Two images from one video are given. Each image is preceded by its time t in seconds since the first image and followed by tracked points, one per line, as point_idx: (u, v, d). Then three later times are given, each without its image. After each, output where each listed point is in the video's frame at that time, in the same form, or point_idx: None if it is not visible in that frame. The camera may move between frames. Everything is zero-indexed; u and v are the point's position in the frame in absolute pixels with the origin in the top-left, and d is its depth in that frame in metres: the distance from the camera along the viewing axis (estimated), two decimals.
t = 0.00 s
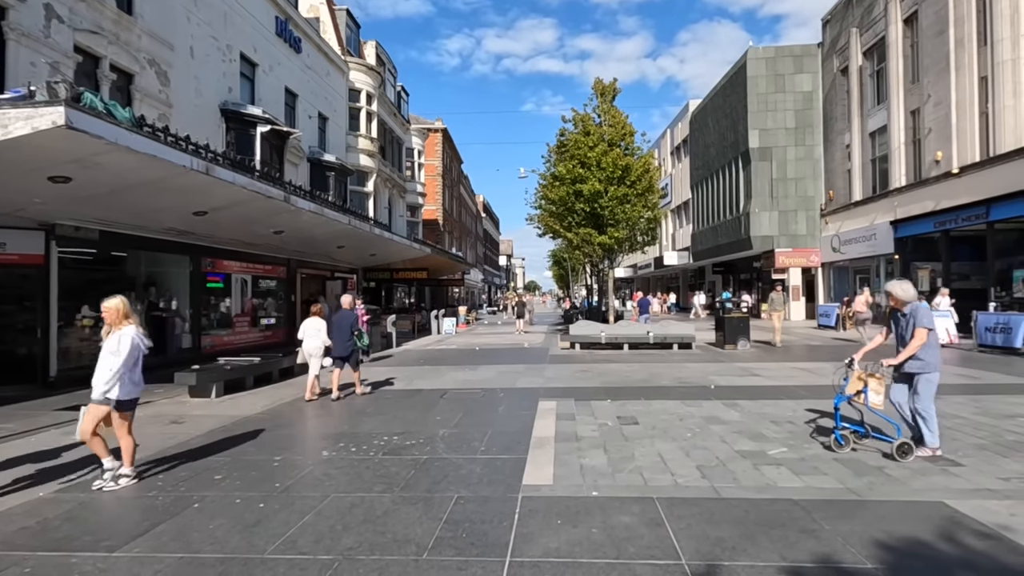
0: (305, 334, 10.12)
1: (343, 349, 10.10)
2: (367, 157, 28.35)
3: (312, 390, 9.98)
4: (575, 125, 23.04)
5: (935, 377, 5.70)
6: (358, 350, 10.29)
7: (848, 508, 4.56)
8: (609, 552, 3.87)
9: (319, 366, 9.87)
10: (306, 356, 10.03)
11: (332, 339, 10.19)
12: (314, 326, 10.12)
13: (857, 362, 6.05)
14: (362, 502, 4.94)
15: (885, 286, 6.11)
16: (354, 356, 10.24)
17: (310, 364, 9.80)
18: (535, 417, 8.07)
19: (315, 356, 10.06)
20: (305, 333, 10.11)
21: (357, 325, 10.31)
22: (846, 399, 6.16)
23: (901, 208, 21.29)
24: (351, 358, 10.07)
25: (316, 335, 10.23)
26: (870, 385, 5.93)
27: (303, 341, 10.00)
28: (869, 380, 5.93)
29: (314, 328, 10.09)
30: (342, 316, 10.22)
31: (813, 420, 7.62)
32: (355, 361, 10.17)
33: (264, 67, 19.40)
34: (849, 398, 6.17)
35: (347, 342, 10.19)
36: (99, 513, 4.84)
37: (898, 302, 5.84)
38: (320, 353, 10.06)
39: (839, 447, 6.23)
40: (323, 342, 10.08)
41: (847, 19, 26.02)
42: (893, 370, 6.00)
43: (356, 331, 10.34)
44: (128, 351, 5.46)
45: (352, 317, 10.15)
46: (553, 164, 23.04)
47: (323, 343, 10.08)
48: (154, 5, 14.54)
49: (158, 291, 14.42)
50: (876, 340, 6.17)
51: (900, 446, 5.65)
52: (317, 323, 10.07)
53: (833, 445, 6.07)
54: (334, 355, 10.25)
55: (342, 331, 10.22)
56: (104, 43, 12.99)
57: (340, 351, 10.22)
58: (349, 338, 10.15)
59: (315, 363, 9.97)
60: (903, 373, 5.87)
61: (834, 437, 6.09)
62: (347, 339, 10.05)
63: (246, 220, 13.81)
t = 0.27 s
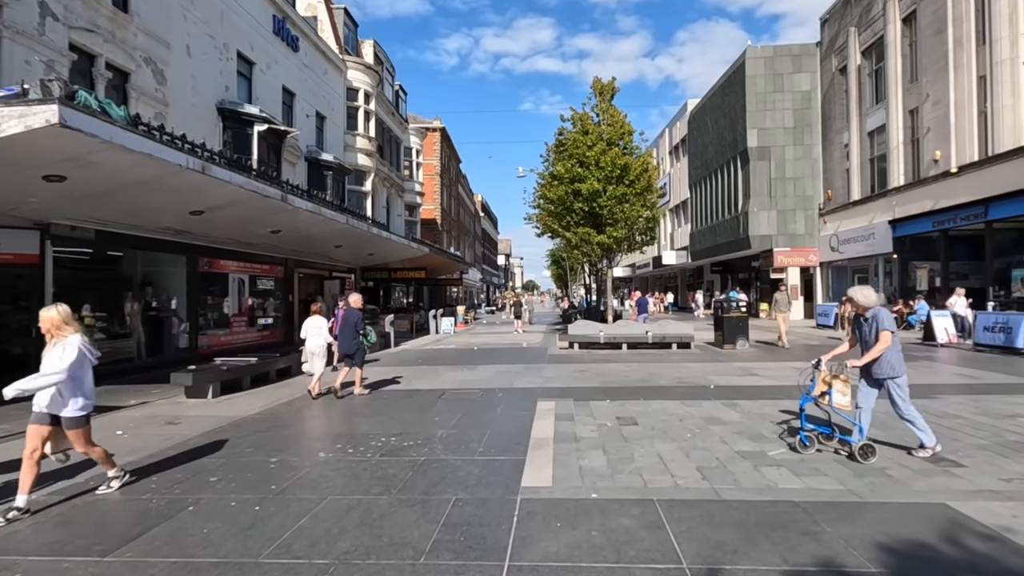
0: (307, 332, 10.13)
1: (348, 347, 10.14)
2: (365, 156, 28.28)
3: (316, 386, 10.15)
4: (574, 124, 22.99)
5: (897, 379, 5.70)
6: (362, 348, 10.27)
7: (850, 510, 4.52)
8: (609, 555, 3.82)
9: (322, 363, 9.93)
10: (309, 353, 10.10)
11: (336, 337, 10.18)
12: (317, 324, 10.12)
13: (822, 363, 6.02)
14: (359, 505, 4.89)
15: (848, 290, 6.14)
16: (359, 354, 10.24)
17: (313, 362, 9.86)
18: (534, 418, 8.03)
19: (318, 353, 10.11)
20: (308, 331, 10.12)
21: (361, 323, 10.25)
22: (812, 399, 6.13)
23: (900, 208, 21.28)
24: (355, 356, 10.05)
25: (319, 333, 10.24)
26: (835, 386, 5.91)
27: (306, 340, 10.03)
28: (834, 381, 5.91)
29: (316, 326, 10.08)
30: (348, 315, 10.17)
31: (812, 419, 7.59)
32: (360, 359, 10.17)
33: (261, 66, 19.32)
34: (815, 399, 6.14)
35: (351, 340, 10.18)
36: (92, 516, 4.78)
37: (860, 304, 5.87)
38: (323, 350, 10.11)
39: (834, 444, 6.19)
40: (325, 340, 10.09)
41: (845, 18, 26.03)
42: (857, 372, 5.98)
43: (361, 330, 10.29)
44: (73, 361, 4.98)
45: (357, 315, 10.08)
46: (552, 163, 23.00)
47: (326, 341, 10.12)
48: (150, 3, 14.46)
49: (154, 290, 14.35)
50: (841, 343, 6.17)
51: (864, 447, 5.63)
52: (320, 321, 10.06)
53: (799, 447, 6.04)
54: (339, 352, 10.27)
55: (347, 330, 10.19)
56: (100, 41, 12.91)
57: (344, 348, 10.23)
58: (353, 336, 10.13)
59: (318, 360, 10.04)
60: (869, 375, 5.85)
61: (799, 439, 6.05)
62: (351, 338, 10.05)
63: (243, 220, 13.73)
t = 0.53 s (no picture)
0: (310, 331, 10.36)
1: (350, 346, 10.24)
2: (363, 155, 28.21)
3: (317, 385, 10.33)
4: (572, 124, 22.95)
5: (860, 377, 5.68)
6: (365, 347, 10.30)
7: (851, 512, 4.48)
8: (608, 558, 3.78)
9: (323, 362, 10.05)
10: (311, 352, 10.26)
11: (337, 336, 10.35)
12: (318, 323, 10.37)
13: (789, 364, 5.95)
14: (355, 507, 4.84)
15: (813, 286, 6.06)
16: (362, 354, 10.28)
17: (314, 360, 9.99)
18: (533, 418, 7.98)
19: (319, 352, 10.27)
20: (310, 330, 10.35)
21: (364, 322, 10.29)
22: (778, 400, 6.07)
23: (898, 207, 21.28)
24: (359, 355, 10.06)
25: (321, 333, 10.45)
26: (800, 387, 5.85)
27: (307, 338, 10.27)
28: (799, 382, 5.84)
29: (317, 325, 10.31)
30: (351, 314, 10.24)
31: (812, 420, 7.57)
32: (362, 358, 10.12)
33: (258, 65, 19.25)
34: (781, 399, 6.09)
35: (353, 340, 10.24)
36: (84, 519, 4.72)
37: (824, 302, 5.79)
38: (324, 349, 10.27)
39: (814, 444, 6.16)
40: (326, 339, 10.28)
41: (843, 18, 26.05)
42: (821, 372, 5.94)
43: (363, 329, 10.34)
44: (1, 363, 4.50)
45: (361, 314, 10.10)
46: (550, 162, 22.95)
47: (327, 340, 10.31)
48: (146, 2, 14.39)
49: (150, 290, 14.26)
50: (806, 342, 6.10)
51: (829, 449, 5.58)
52: (320, 321, 10.24)
53: (765, 449, 6.00)
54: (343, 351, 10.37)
55: (351, 329, 10.27)
56: (95, 40, 12.83)
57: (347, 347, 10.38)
58: (356, 335, 10.19)
59: (319, 358, 10.20)
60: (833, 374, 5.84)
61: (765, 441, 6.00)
62: (353, 337, 10.12)
63: (239, 219, 13.65)
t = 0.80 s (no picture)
0: (316, 331, 10.44)
1: (354, 345, 10.50)
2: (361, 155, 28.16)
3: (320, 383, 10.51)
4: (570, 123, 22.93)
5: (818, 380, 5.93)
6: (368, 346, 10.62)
7: (849, 511, 4.48)
8: (607, 559, 3.77)
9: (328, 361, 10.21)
10: (315, 352, 10.38)
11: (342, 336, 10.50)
12: (325, 323, 10.46)
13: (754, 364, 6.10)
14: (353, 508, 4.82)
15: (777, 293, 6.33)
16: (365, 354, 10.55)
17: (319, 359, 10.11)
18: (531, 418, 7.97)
19: (323, 351, 10.43)
20: (316, 330, 10.43)
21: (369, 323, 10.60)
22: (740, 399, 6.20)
23: (896, 207, 21.31)
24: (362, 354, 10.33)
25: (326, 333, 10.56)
26: (763, 388, 6.02)
27: (314, 338, 10.36)
28: (763, 383, 6.01)
29: (324, 326, 10.40)
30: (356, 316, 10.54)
31: (810, 420, 7.58)
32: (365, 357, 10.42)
33: (255, 64, 19.19)
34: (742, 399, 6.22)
35: (357, 340, 10.50)
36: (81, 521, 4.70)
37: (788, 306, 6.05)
38: (328, 348, 10.41)
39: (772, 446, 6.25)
40: (331, 339, 10.44)
41: (840, 18, 26.09)
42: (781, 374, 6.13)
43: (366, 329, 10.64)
44: None
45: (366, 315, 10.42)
46: (548, 162, 22.93)
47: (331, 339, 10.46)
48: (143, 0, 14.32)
49: (147, 290, 14.20)
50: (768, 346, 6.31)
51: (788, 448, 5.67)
52: (327, 320, 10.34)
53: (726, 447, 6.06)
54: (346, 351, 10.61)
55: (355, 330, 10.55)
56: (91, 39, 12.77)
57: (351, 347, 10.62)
58: (361, 335, 10.47)
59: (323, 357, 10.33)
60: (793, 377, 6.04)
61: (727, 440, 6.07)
62: (359, 337, 10.38)
63: (236, 219, 13.60)
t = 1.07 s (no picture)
0: (322, 329, 10.45)
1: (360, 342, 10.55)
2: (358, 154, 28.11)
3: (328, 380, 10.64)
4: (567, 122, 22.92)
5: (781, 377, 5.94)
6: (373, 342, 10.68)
7: (844, 509, 4.49)
8: (603, 557, 3.78)
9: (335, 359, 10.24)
10: (323, 350, 10.39)
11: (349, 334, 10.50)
12: (331, 321, 10.45)
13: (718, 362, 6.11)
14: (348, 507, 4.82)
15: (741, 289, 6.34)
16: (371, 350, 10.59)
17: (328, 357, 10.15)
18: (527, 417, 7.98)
19: (331, 349, 10.45)
20: (323, 328, 10.44)
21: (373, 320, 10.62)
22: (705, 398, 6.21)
23: (891, 206, 21.38)
24: (368, 350, 10.37)
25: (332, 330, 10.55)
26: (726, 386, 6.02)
27: (321, 336, 10.36)
28: (725, 381, 6.01)
29: (331, 323, 10.41)
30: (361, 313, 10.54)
31: (806, 418, 7.61)
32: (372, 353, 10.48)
33: (251, 62, 19.12)
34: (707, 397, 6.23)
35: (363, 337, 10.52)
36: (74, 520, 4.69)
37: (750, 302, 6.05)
38: (335, 346, 10.43)
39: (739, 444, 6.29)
40: (338, 337, 10.43)
41: (837, 17, 26.14)
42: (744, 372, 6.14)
43: (371, 326, 10.65)
44: None
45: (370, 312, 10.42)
46: (545, 161, 22.93)
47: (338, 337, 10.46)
48: None
49: (143, 289, 14.15)
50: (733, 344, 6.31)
51: (750, 447, 5.70)
52: (333, 319, 10.31)
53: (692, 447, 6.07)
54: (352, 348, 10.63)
55: (359, 327, 10.56)
56: (86, 36, 12.69)
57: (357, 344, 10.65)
58: (365, 332, 10.48)
59: (331, 355, 10.35)
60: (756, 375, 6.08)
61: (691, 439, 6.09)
62: (364, 334, 10.40)
63: (232, 218, 13.56)
